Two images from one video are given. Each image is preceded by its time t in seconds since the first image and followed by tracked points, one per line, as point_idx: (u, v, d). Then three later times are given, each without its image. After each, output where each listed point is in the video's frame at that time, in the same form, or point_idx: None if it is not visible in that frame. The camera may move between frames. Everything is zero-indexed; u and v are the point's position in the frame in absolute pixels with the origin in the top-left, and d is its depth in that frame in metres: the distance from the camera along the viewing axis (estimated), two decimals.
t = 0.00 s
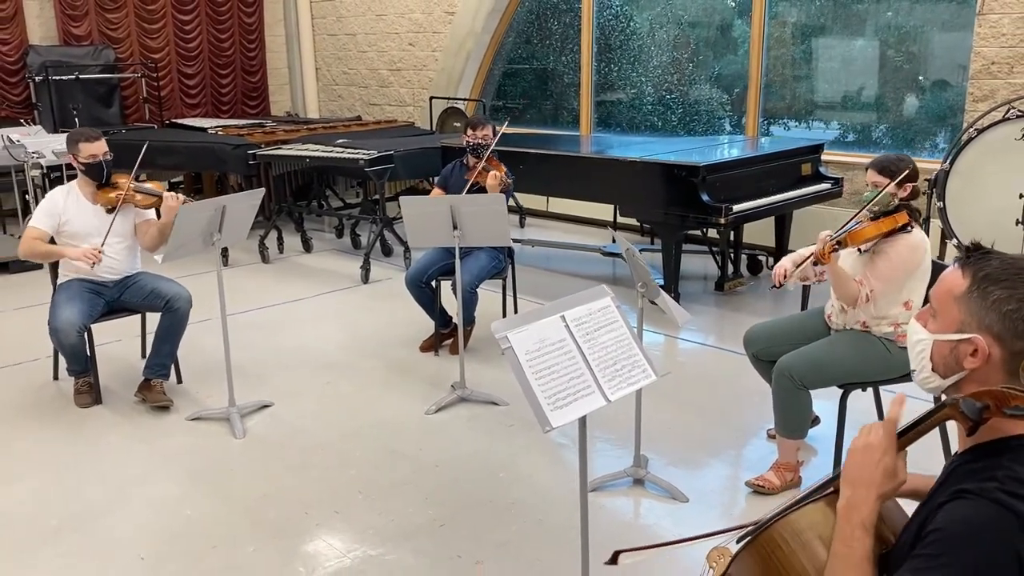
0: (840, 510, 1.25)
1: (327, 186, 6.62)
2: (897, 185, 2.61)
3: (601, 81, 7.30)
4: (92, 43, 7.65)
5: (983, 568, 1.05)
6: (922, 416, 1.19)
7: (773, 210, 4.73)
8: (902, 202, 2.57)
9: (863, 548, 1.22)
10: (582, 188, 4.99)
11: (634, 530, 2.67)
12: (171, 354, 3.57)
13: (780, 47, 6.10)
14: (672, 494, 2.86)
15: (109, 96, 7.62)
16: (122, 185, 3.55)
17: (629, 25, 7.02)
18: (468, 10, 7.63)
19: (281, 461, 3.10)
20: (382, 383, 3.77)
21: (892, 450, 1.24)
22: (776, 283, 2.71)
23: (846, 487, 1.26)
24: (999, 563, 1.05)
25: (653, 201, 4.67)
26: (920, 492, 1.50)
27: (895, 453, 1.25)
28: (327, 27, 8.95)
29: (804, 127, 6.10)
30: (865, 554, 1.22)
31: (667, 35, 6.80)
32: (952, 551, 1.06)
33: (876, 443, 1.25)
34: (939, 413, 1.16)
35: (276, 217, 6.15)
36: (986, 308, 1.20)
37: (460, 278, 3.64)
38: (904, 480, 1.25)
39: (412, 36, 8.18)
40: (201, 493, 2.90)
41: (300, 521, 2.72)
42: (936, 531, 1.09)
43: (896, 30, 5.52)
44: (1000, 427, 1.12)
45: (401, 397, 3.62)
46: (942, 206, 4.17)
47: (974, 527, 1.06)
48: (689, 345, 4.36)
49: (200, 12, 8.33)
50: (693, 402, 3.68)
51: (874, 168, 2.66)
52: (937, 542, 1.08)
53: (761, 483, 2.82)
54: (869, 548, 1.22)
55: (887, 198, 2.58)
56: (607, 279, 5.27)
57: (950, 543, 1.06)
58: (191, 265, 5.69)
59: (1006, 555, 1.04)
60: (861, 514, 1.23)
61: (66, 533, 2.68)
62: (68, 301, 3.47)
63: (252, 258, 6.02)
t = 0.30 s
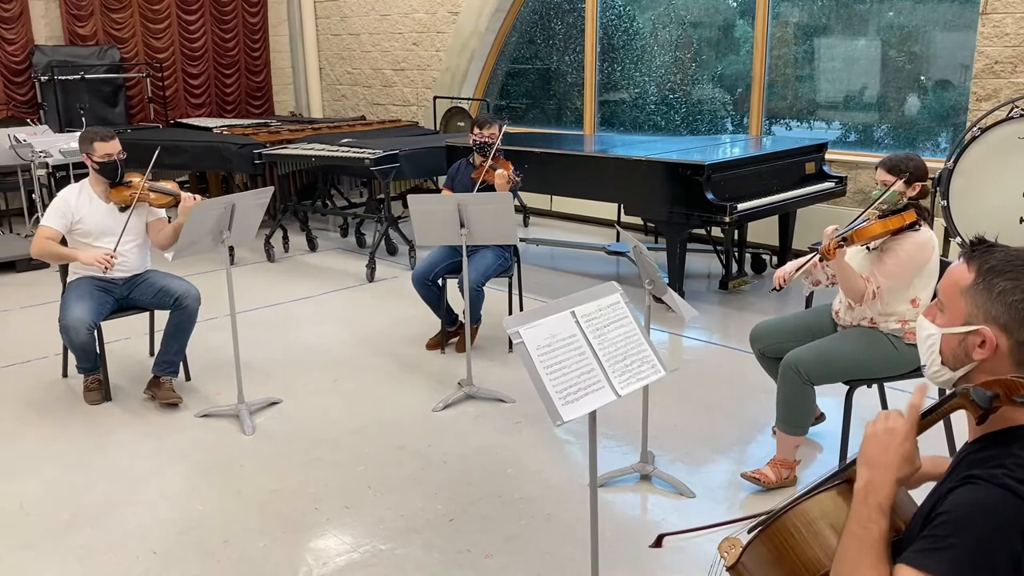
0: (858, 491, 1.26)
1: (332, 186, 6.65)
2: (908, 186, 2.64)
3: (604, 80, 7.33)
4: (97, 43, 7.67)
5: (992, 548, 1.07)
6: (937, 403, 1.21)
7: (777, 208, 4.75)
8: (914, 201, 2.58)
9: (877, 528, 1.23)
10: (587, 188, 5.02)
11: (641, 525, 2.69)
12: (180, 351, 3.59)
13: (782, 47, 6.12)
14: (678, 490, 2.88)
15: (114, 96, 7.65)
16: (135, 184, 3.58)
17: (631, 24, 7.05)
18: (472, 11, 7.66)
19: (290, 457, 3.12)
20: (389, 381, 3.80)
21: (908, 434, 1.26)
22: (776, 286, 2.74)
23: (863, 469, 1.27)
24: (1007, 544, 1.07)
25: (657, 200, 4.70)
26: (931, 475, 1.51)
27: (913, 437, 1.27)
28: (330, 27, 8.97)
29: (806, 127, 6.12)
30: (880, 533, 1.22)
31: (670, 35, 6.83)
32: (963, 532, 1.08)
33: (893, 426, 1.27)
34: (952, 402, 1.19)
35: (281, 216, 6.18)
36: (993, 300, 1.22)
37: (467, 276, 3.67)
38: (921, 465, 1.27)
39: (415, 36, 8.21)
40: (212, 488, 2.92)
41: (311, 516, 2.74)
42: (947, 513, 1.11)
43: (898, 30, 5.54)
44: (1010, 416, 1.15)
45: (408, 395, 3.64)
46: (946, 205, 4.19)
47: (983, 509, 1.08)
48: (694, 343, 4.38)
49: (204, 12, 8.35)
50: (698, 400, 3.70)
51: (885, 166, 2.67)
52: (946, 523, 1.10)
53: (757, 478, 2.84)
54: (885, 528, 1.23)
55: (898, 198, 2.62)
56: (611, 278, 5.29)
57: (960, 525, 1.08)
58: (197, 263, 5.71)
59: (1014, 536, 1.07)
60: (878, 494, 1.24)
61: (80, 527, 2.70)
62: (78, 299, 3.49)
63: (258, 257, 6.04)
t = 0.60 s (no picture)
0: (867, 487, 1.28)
1: (337, 186, 6.68)
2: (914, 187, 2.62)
3: (608, 80, 7.35)
4: (102, 44, 7.70)
5: (1001, 541, 1.09)
6: (947, 399, 1.21)
7: (782, 208, 4.77)
8: (920, 202, 2.59)
9: (886, 523, 1.25)
10: (592, 188, 5.04)
11: (650, 522, 2.71)
12: (189, 350, 3.62)
13: (785, 47, 6.13)
14: (687, 487, 2.90)
15: (120, 96, 7.68)
16: (147, 185, 3.61)
17: (635, 25, 7.07)
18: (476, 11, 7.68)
19: (300, 455, 3.14)
20: (397, 379, 3.82)
21: (917, 432, 1.28)
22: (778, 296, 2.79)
23: (872, 466, 1.29)
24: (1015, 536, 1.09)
25: (662, 200, 4.72)
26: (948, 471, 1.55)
27: (921, 436, 1.28)
28: (334, 27, 8.99)
29: (808, 127, 6.13)
30: (889, 527, 1.24)
31: (673, 35, 6.84)
32: (970, 525, 1.10)
33: (900, 425, 1.29)
34: (968, 396, 1.16)
35: (287, 216, 6.21)
36: (988, 297, 1.22)
37: (474, 275, 3.68)
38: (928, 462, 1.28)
39: (419, 37, 8.23)
40: (224, 486, 2.94)
41: (322, 513, 2.76)
42: (956, 506, 1.13)
43: (901, 30, 5.55)
44: None
45: (415, 393, 3.66)
46: (951, 204, 4.20)
47: (992, 502, 1.10)
48: (699, 342, 4.40)
49: (208, 12, 8.37)
50: (705, 398, 3.73)
51: (891, 170, 2.62)
52: (956, 517, 1.12)
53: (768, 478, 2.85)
54: (894, 523, 1.24)
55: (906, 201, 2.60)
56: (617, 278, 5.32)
57: (970, 518, 1.11)
58: (204, 263, 5.74)
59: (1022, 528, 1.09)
60: (885, 492, 1.26)
61: (93, 524, 2.73)
62: (88, 298, 3.52)
63: (264, 257, 6.07)
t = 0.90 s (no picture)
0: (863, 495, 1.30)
1: (341, 186, 6.70)
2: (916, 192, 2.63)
3: (611, 81, 7.36)
4: (107, 45, 7.73)
5: (986, 550, 1.10)
6: (954, 404, 1.20)
7: (786, 208, 4.78)
8: (921, 206, 2.59)
9: (879, 532, 1.27)
10: (596, 188, 5.05)
11: (656, 522, 2.72)
12: (197, 350, 3.63)
13: (788, 48, 6.15)
14: (693, 486, 2.92)
15: (124, 97, 7.71)
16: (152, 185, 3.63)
17: (638, 25, 7.08)
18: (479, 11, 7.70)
19: (307, 455, 3.16)
20: (403, 379, 3.84)
21: (915, 441, 1.29)
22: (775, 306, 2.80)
23: (870, 475, 1.30)
24: (1001, 544, 1.09)
25: (666, 200, 4.73)
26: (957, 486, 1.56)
27: (922, 445, 1.29)
28: (338, 28, 9.00)
29: (810, 127, 6.15)
30: (881, 537, 1.26)
31: (676, 36, 6.86)
32: (955, 534, 1.11)
33: (900, 436, 1.29)
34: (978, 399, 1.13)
35: (291, 217, 6.23)
36: (981, 303, 1.23)
37: (479, 276, 3.70)
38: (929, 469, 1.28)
39: (422, 37, 8.25)
40: (233, 485, 2.96)
41: (330, 512, 2.78)
42: (944, 514, 1.14)
43: (903, 30, 5.56)
44: None
45: (422, 393, 3.68)
46: (954, 205, 4.21)
47: (978, 511, 1.11)
48: (703, 342, 4.42)
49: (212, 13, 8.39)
50: (710, 398, 3.74)
51: (890, 174, 2.62)
52: (942, 526, 1.13)
53: (774, 479, 2.85)
54: (887, 533, 1.27)
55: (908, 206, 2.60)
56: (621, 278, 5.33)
57: (956, 527, 1.11)
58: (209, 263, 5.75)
59: (1008, 537, 1.09)
60: (879, 501, 1.28)
61: (103, 523, 2.75)
62: (97, 299, 3.54)
63: (269, 257, 6.09)
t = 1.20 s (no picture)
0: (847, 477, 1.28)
1: (344, 187, 6.72)
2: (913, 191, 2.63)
3: (612, 81, 7.38)
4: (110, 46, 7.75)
5: (970, 540, 1.08)
6: (948, 402, 1.21)
7: (787, 209, 4.79)
8: (918, 204, 2.62)
9: (860, 514, 1.25)
10: (597, 189, 5.06)
11: (658, 522, 2.73)
12: (200, 350, 3.65)
13: (789, 48, 6.16)
14: (693, 486, 2.94)
15: (128, 98, 7.73)
16: (155, 185, 3.65)
17: (639, 26, 7.10)
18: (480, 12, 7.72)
19: (310, 455, 3.18)
20: (405, 379, 3.86)
21: (902, 428, 1.28)
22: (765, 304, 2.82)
23: (856, 457, 1.29)
24: (985, 536, 1.08)
25: (668, 201, 4.74)
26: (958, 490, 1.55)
27: (910, 433, 1.28)
28: (339, 28, 9.02)
29: (812, 127, 6.16)
30: (860, 519, 1.24)
31: (677, 37, 6.87)
32: (939, 523, 1.10)
33: (888, 423, 1.28)
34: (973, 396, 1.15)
35: (293, 217, 6.24)
36: (982, 303, 1.23)
37: (481, 276, 3.71)
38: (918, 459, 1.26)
39: (424, 38, 8.27)
40: (236, 485, 2.98)
41: (333, 512, 2.79)
42: (932, 504, 1.13)
43: (905, 30, 5.57)
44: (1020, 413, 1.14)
45: (423, 394, 3.69)
46: (954, 205, 4.21)
47: (966, 502, 1.10)
48: (704, 343, 4.43)
49: (215, 14, 8.41)
50: (711, 398, 3.76)
51: (888, 171, 2.62)
52: (927, 514, 1.12)
53: (780, 478, 2.88)
54: (867, 515, 1.25)
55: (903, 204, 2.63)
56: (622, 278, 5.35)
57: (940, 515, 1.11)
58: (212, 263, 5.77)
59: (993, 530, 1.08)
60: (862, 482, 1.26)
61: (107, 522, 2.77)
62: (101, 299, 3.56)
63: (271, 258, 6.10)
